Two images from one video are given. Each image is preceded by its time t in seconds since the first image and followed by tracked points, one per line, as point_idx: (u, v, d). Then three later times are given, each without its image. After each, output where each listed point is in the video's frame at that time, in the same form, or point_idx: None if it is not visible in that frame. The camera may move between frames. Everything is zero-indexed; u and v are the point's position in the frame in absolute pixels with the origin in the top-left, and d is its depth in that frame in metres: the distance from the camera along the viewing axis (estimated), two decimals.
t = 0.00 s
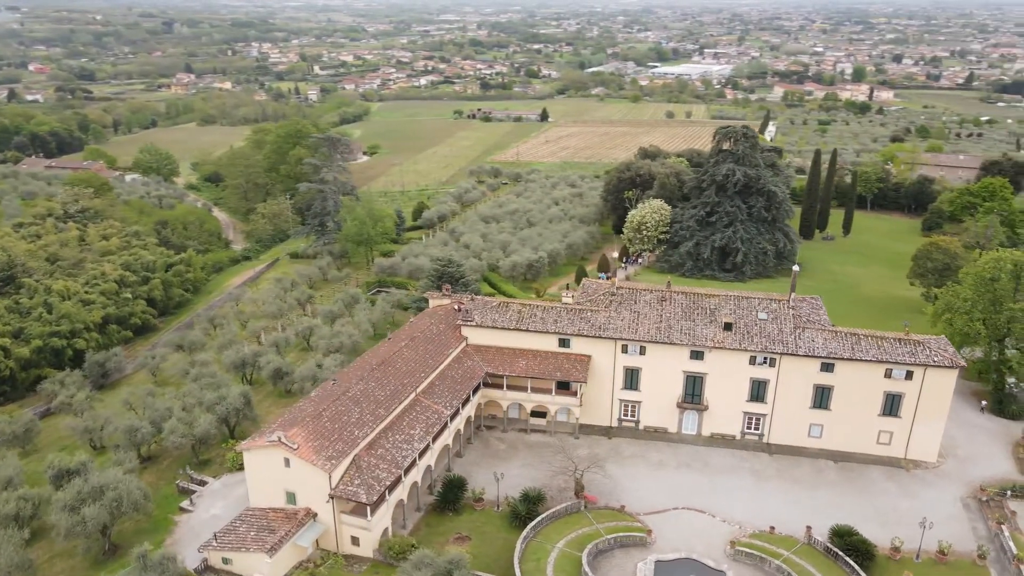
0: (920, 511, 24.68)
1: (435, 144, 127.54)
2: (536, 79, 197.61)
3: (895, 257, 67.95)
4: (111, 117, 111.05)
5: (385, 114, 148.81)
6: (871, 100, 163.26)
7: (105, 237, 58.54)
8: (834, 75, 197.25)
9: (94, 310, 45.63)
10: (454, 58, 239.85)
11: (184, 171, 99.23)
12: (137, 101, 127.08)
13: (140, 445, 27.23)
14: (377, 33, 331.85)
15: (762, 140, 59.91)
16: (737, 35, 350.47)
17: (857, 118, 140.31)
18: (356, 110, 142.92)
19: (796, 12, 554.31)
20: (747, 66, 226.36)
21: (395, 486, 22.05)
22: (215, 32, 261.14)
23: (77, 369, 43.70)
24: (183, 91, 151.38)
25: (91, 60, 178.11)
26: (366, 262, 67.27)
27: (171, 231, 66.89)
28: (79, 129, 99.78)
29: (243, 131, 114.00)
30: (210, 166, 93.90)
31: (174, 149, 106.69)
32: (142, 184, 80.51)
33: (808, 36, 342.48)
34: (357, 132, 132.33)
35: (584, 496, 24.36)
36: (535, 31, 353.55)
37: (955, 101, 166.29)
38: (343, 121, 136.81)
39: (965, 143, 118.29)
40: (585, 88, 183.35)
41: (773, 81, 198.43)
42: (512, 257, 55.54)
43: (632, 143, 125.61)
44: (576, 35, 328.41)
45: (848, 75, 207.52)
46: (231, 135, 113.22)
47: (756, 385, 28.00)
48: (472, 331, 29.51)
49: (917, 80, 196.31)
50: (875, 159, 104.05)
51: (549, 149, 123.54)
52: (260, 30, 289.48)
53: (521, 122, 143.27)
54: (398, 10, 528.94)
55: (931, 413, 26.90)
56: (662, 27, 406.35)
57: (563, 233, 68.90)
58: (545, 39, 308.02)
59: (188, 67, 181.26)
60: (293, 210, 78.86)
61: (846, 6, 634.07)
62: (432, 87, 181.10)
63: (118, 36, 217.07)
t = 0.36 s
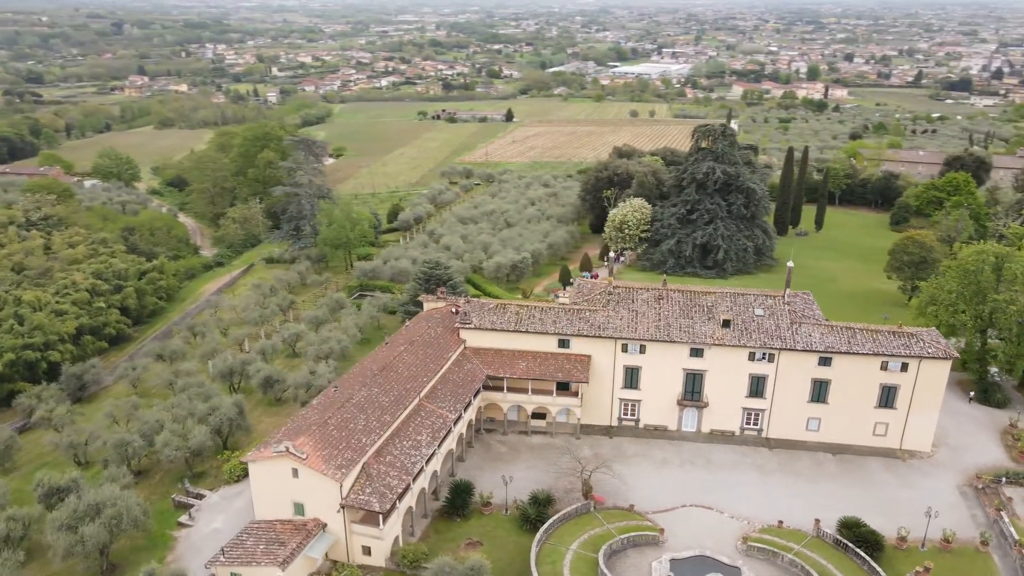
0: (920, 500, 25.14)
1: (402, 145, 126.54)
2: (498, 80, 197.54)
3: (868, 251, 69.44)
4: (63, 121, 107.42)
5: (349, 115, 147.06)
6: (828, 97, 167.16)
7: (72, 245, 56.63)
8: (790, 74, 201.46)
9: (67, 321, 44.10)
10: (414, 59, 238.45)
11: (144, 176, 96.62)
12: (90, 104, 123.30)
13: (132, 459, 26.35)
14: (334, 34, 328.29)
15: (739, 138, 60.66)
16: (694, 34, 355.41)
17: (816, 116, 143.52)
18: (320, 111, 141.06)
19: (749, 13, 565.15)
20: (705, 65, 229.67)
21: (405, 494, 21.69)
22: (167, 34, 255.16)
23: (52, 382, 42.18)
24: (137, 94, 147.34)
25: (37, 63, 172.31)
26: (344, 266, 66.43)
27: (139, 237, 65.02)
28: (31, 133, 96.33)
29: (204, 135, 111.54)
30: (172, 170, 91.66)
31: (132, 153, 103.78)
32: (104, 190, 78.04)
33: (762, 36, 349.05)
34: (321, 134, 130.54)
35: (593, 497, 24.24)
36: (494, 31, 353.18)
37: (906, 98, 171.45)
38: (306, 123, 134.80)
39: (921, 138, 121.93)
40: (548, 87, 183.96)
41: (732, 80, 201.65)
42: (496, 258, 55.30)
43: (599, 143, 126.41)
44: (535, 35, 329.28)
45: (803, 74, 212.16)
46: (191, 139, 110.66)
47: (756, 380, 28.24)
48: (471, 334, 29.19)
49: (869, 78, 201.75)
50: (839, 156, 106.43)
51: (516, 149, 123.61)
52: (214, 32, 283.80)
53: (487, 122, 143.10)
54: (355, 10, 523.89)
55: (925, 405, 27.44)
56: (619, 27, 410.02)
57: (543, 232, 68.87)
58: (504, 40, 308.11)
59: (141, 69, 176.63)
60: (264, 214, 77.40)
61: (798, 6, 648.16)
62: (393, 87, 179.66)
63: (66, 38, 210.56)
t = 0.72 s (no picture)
0: (919, 489, 25.61)
1: (369, 147, 125.22)
2: (460, 80, 196.94)
3: (839, 246, 70.84)
4: (12, 125, 103.67)
5: (311, 117, 144.96)
6: (785, 95, 170.65)
7: (37, 254, 54.59)
8: (747, 73, 205.10)
9: (40, 333, 42.51)
10: (374, 59, 236.37)
11: (103, 181, 93.73)
12: (40, 108, 119.18)
13: (125, 474, 25.45)
14: (290, 35, 323.59)
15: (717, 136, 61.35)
16: (651, 35, 359.44)
17: (776, 113, 146.19)
18: (281, 113, 138.71)
19: (704, 13, 573.97)
20: (664, 64, 232.32)
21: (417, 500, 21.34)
22: (117, 35, 248.52)
23: (26, 396, 40.59)
24: (88, 97, 142.93)
25: None
26: (322, 270, 65.41)
27: (105, 244, 63.00)
28: None
29: (162, 139, 108.75)
30: (133, 175, 89.10)
31: (88, 157, 100.61)
32: (63, 196, 75.46)
33: (717, 35, 354.49)
34: (285, 135, 128.41)
35: (601, 497, 24.15)
36: (453, 31, 352.04)
37: (860, 96, 175.89)
38: (267, 124, 132.49)
39: (878, 135, 125.32)
40: (510, 87, 184.11)
41: (692, 79, 204.40)
42: (479, 260, 54.93)
43: (566, 142, 126.90)
44: (494, 35, 329.21)
45: (760, 72, 216.07)
46: (149, 142, 107.78)
47: (754, 376, 28.48)
48: (469, 337, 28.87)
49: (823, 76, 206.54)
50: (805, 152, 108.44)
51: (484, 149, 123.40)
52: (166, 33, 277.37)
53: (451, 123, 142.56)
54: (311, 11, 517.41)
55: (920, 395, 27.99)
56: (578, 27, 412.80)
57: (521, 232, 68.75)
58: (463, 40, 307.32)
59: (91, 72, 171.54)
60: (234, 219, 75.79)
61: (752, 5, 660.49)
62: (354, 88, 177.76)
63: (10, 40, 203.39)
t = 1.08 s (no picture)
0: (917, 478, 26.11)
1: (333, 149, 123.63)
2: (421, 81, 195.77)
3: (812, 241, 72.24)
4: None
5: (273, 118, 142.37)
6: (744, 94, 173.74)
7: None
8: (705, 72, 208.26)
9: (11, 346, 40.85)
10: (332, 60, 233.65)
11: (59, 187, 90.58)
12: None
13: (119, 490, 24.58)
14: (244, 35, 317.56)
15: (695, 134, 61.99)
16: (608, 34, 362.33)
17: (737, 112, 148.67)
18: (241, 115, 136.03)
19: (661, 13, 581.23)
20: (623, 64, 234.48)
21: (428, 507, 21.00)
22: (63, 36, 240.82)
23: None
24: (36, 101, 138.03)
25: None
26: (301, 274, 64.36)
27: (71, 252, 60.88)
28: None
29: (120, 143, 105.65)
30: (92, 181, 86.34)
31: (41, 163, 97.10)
32: (19, 204, 72.63)
33: (674, 34, 359.12)
34: (247, 137, 125.89)
35: (609, 497, 24.12)
36: (412, 31, 350.50)
37: (815, 94, 180.03)
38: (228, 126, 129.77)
39: (838, 131, 128.47)
40: (472, 87, 183.88)
41: (653, 78, 206.74)
42: (462, 261, 54.59)
43: (533, 142, 127.16)
44: (453, 35, 328.08)
45: (718, 71, 219.48)
46: (106, 147, 104.60)
47: (752, 372, 28.76)
48: (468, 339, 28.59)
49: (779, 75, 210.85)
50: (770, 150, 110.38)
51: (452, 150, 123.01)
52: (115, 34, 270.07)
53: (416, 124, 141.63)
54: (266, 11, 509.38)
55: (913, 387, 28.58)
56: (536, 27, 415.12)
57: (500, 233, 68.63)
58: (423, 40, 305.73)
59: (39, 75, 165.89)
60: (203, 224, 73.99)
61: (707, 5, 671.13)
62: (314, 90, 175.28)
63: None
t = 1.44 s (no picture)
0: (915, 469, 26.62)
1: (298, 152, 121.79)
2: (382, 82, 194.34)
3: (785, 237, 73.51)
4: None
5: (232, 121, 139.34)
6: (704, 93, 176.30)
7: None
8: (665, 72, 210.97)
9: None
10: (290, 61, 230.45)
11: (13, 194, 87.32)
12: None
13: (115, 507, 23.77)
14: (197, 36, 311.11)
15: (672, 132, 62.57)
16: (567, 35, 364.48)
17: (699, 111, 150.86)
18: (200, 118, 133.17)
19: (618, 13, 587.02)
20: (583, 64, 236.22)
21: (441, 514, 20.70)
22: (6, 38, 232.87)
23: None
24: None
25: None
26: (278, 279, 63.11)
27: (35, 261, 58.74)
28: None
29: (75, 148, 102.45)
30: (50, 187, 83.52)
31: None
32: None
33: (631, 35, 363.04)
34: (208, 140, 123.17)
35: (617, 497, 24.08)
36: (369, 31, 347.88)
37: (772, 93, 183.80)
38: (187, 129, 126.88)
39: (799, 129, 131.19)
40: (434, 87, 183.01)
41: (614, 78, 208.48)
42: (446, 263, 54.20)
43: (500, 142, 127.19)
44: (411, 36, 326.30)
45: (677, 71, 222.46)
46: (60, 152, 101.34)
47: (749, 368, 29.04)
48: (468, 343, 28.30)
49: (736, 74, 214.70)
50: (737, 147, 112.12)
51: (418, 151, 122.22)
52: (61, 36, 262.02)
53: (380, 125, 140.46)
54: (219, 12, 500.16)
55: (905, 379, 29.21)
56: (495, 27, 416.74)
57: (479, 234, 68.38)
58: (381, 41, 303.47)
59: None
60: (171, 229, 72.10)
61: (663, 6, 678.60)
62: (273, 91, 172.60)
63: None
